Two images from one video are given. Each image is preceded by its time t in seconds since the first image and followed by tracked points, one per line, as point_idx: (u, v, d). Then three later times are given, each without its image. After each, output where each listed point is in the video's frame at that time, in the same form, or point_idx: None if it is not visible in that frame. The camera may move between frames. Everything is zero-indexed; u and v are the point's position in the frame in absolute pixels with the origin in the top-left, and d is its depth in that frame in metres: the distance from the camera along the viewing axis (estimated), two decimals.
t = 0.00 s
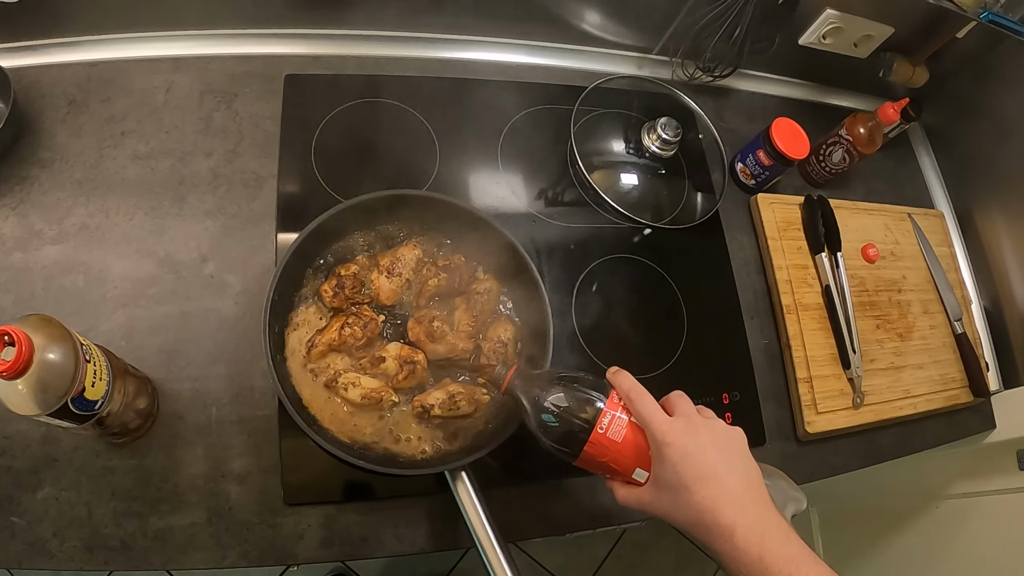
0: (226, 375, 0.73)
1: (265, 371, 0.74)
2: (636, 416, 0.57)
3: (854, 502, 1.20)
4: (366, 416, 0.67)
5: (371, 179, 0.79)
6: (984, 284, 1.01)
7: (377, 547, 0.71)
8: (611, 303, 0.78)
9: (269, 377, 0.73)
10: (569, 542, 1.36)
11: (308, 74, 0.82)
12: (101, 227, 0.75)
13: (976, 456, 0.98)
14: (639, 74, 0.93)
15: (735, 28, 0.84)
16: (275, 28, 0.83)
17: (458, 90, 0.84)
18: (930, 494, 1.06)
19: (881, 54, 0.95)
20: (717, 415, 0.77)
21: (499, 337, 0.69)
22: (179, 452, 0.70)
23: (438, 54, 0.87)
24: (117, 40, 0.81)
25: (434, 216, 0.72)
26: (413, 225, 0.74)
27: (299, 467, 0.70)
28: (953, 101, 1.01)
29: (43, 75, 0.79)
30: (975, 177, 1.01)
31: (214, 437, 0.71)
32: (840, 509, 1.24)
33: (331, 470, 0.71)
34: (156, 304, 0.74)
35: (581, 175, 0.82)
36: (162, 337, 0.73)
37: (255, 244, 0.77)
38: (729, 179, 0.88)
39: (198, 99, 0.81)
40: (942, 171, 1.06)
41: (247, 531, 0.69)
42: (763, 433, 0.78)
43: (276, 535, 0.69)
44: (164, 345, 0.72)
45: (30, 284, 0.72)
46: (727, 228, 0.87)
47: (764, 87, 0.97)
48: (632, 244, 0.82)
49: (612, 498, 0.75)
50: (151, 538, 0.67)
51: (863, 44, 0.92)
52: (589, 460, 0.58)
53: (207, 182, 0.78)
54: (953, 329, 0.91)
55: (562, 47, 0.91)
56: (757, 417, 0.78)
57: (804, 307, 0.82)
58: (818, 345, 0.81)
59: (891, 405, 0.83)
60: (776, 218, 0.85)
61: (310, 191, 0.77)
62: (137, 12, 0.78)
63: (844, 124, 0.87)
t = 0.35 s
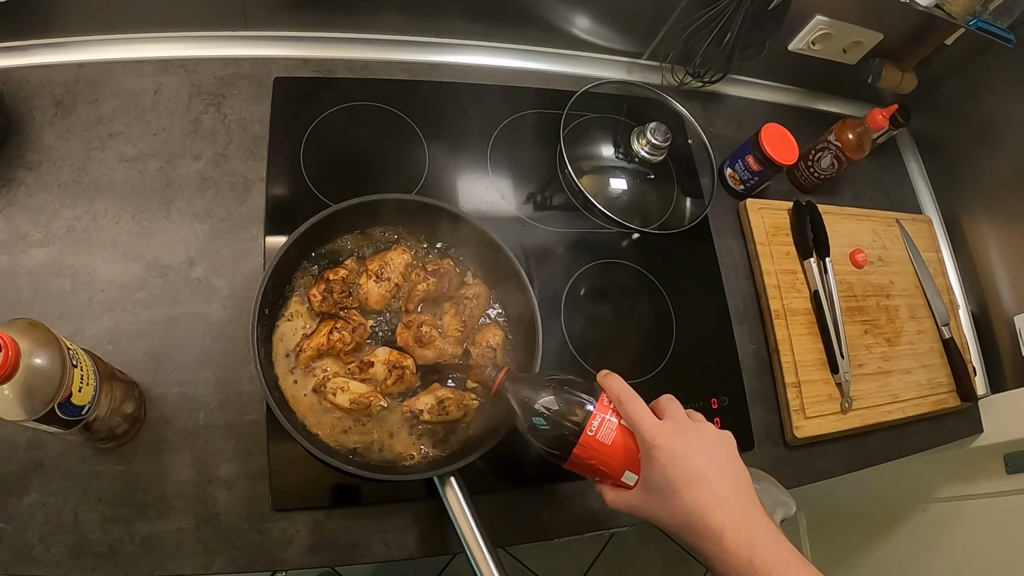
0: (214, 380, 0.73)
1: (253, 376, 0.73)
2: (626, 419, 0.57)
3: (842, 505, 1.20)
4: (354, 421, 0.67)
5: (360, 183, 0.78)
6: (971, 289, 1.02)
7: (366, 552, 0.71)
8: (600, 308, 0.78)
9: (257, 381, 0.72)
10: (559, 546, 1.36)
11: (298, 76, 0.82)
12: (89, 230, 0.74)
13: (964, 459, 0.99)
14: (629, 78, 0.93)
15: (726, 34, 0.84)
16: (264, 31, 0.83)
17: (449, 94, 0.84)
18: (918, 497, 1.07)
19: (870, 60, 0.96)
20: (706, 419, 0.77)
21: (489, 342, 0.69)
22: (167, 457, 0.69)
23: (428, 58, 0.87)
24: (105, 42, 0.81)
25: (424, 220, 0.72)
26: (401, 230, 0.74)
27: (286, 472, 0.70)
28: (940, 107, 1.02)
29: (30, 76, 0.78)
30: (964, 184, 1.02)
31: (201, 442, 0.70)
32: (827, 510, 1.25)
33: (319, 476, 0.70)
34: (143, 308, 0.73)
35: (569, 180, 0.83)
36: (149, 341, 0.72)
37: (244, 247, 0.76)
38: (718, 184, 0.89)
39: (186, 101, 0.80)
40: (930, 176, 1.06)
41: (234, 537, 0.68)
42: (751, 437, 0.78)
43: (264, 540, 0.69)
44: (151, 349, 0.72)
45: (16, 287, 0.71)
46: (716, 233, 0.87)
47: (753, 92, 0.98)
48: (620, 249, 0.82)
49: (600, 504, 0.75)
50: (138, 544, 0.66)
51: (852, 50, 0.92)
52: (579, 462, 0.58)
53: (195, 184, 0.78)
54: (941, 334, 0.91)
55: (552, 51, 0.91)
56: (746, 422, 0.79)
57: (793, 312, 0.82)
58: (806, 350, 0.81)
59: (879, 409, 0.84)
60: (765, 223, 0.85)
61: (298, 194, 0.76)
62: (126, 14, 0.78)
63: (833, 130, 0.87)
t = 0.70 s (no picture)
0: (213, 376, 0.72)
1: (252, 372, 0.73)
2: (624, 420, 0.57)
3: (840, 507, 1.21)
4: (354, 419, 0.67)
5: (362, 179, 0.78)
6: (970, 294, 1.02)
7: (364, 551, 0.70)
8: (600, 307, 0.78)
9: (257, 377, 0.72)
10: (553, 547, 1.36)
11: (300, 72, 0.82)
12: (89, 224, 0.74)
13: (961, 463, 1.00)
14: (631, 78, 0.93)
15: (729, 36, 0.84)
16: (267, 25, 0.83)
17: (451, 91, 0.84)
18: (915, 501, 1.08)
19: (872, 63, 0.96)
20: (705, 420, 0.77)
21: (490, 341, 0.69)
22: (165, 453, 0.69)
23: (431, 55, 0.87)
24: (107, 34, 0.81)
25: (426, 217, 0.71)
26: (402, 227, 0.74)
27: (285, 469, 0.70)
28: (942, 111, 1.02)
29: (31, 67, 0.78)
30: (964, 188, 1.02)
31: (199, 438, 0.70)
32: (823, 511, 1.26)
33: (318, 473, 0.70)
34: (143, 302, 0.73)
35: (571, 179, 0.83)
36: (149, 336, 0.72)
37: (245, 243, 0.76)
38: (720, 185, 0.89)
39: (188, 95, 0.80)
40: (930, 180, 1.07)
41: (232, 533, 0.68)
42: (750, 439, 0.79)
43: (262, 537, 0.69)
44: (151, 344, 0.72)
45: (15, 280, 0.71)
46: (717, 234, 0.87)
47: (756, 94, 0.98)
48: (620, 249, 0.82)
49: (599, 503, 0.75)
50: (136, 540, 0.66)
51: (855, 53, 0.93)
52: (576, 462, 0.58)
53: (196, 179, 0.78)
54: (939, 338, 0.92)
55: (555, 50, 0.91)
56: (744, 424, 0.79)
57: (792, 314, 0.82)
58: (805, 352, 0.82)
59: (877, 412, 0.84)
60: (766, 224, 0.86)
61: (300, 190, 0.76)
62: (128, 7, 0.77)
63: (835, 132, 0.87)
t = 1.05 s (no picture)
0: (186, 361, 0.72)
1: (226, 357, 0.72)
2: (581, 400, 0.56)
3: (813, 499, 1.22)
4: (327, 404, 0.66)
5: (338, 164, 0.78)
6: (946, 286, 1.03)
7: (337, 537, 0.70)
8: (576, 294, 0.78)
9: (230, 362, 0.71)
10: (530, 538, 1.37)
11: (278, 54, 0.81)
12: (62, 205, 0.73)
13: (935, 453, 1.01)
14: (611, 65, 0.93)
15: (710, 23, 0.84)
16: (245, 6, 0.82)
17: (430, 76, 0.83)
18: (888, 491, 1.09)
19: (854, 55, 0.96)
20: (680, 408, 0.77)
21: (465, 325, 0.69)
22: (137, 438, 0.69)
23: (410, 38, 0.86)
24: (82, 14, 0.79)
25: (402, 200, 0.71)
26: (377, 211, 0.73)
27: (257, 455, 0.69)
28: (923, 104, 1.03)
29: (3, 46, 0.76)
30: (942, 181, 1.03)
31: (172, 423, 0.70)
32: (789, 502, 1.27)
33: (291, 459, 0.70)
34: (116, 285, 0.72)
35: (549, 165, 0.83)
36: (122, 320, 0.71)
37: (220, 228, 0.75)
38: (697, 172, 0.88)
39: (164, 76, 0.79)
40: (909, 173, 1.07)
41: (205, 519, 0.68)
42: (725, 428, 0.79)
43: (234, 523, 0.68)
44: (124, 328, 0.71)
45: None
46: (694, 222, 0.87)
47: (737, 83, 0.98)
48: (597, 236, 0.81)
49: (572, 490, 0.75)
50: (108, 526, 0.66)
51: (836, 44, 0.93)
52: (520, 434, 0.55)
53: (171, 161, 0.77)
54: (915, 329, 0.92)
55: (535, 35, 0.90)
56: (719, 413, 0.79)
57: (769, 303, 0.83)
58: (782, 341, 0.82)
59: (852, 402, 0.85)
60: (743, 213, 0.86)
61: (276, 174, 0.76)
62: None
63: (815, 122, 0.88)
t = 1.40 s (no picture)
0: (116, 322, 0.71)
1: (158, 319, 0.72)
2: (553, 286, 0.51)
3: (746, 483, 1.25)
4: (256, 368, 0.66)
5: (280, 127, 0.77)
6: (881, 275, 1.07)
7: (266, 502, 0.70)
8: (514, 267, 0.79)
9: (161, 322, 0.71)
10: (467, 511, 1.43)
11: (221, 12, 0.80)
12: None
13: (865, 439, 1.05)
14: (559, 41, 0.93)
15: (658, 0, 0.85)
16: None
17: (377, 43, 0.83)
18: (820, 476, 1.13)
19: (800, 44, 0.99)
20: (615, 383, 0.79)
21: (398, 291, 0.69)
22: (63, 399, 0.67)
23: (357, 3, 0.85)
24: None
25: (341, 163, 0.71)
26: (314, 174, 0.73)
27: (186, 417, 0.69)
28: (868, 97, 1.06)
29: None
30: (881, 174, 1.06)
31: (101, 384, 0.69)
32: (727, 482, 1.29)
33: (221, 422, 0.70)
34: (46, 242, 0.71)
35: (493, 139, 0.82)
36: (51, 278, 0.70)
37: (157, 189, 0.74)
38: (640, 151, 0.90)
39: (104, 30, 0.77)
40: (849, 164, 1.10)
41: (132, 482, 0.67)
42: (659, 404, 0.81)
43: (162, 486, 0.68)
44: (52, 286, 0.70)
45: None
46: (635, 198, 0.88)
47: (684, 66, 0.99)
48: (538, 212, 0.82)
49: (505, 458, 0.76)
50: (31, 488, 0.65)
51: (783, 32, 0.95)
52: (483, 297, 0.44)
53: (109, 117, 0.75)
54: (849, 316, 0.95)
55: (483, 7, 0.90)
56: (654, 390, 0.81)
57: (705, 283, 0.85)
58: (717, 321, 0.84)
59: (785, 383, 0.87)
60: (683, 193, 0.87)
61: (216, 135, 0.75)
62: None
63: (758, 108, 0.90)
